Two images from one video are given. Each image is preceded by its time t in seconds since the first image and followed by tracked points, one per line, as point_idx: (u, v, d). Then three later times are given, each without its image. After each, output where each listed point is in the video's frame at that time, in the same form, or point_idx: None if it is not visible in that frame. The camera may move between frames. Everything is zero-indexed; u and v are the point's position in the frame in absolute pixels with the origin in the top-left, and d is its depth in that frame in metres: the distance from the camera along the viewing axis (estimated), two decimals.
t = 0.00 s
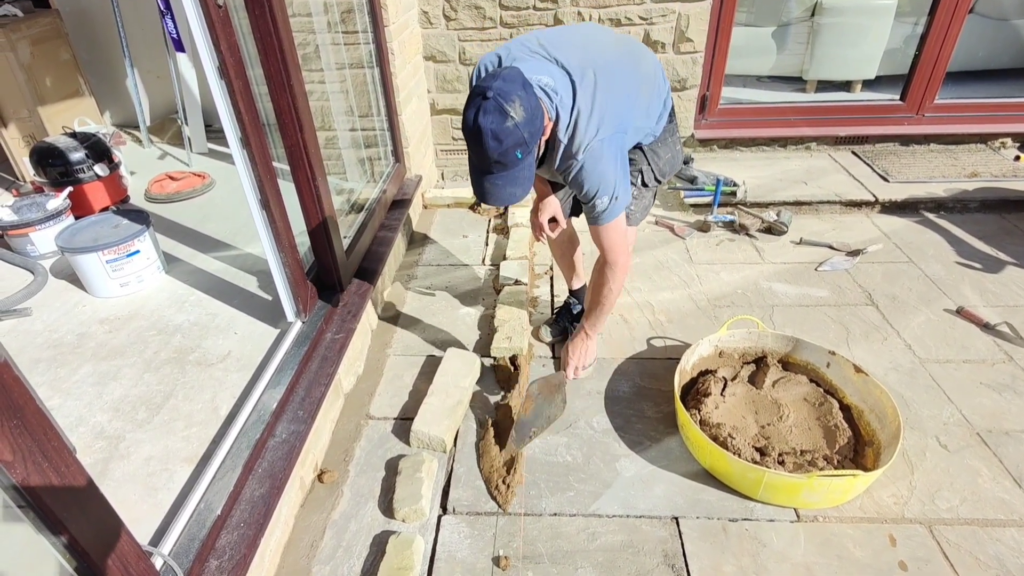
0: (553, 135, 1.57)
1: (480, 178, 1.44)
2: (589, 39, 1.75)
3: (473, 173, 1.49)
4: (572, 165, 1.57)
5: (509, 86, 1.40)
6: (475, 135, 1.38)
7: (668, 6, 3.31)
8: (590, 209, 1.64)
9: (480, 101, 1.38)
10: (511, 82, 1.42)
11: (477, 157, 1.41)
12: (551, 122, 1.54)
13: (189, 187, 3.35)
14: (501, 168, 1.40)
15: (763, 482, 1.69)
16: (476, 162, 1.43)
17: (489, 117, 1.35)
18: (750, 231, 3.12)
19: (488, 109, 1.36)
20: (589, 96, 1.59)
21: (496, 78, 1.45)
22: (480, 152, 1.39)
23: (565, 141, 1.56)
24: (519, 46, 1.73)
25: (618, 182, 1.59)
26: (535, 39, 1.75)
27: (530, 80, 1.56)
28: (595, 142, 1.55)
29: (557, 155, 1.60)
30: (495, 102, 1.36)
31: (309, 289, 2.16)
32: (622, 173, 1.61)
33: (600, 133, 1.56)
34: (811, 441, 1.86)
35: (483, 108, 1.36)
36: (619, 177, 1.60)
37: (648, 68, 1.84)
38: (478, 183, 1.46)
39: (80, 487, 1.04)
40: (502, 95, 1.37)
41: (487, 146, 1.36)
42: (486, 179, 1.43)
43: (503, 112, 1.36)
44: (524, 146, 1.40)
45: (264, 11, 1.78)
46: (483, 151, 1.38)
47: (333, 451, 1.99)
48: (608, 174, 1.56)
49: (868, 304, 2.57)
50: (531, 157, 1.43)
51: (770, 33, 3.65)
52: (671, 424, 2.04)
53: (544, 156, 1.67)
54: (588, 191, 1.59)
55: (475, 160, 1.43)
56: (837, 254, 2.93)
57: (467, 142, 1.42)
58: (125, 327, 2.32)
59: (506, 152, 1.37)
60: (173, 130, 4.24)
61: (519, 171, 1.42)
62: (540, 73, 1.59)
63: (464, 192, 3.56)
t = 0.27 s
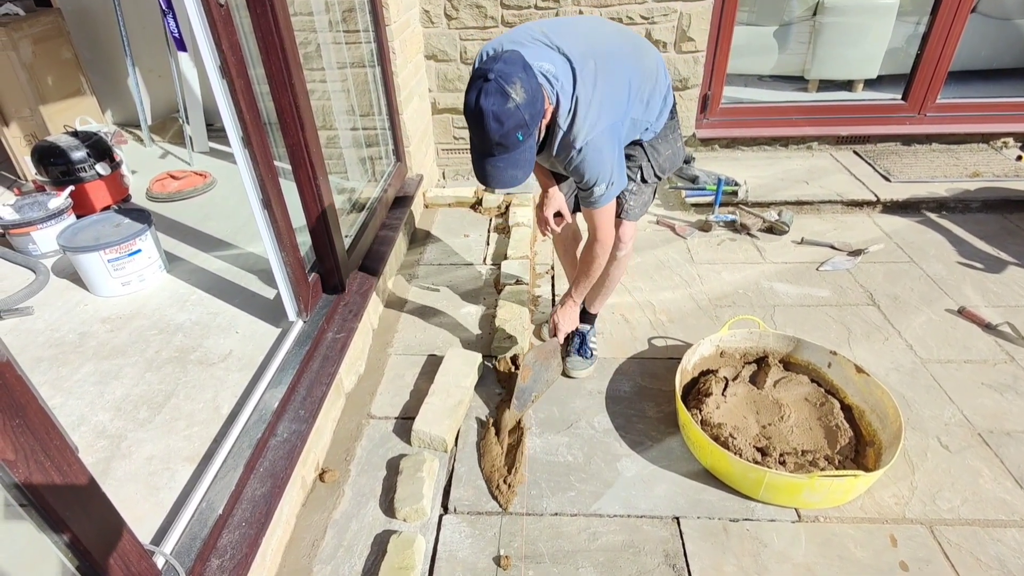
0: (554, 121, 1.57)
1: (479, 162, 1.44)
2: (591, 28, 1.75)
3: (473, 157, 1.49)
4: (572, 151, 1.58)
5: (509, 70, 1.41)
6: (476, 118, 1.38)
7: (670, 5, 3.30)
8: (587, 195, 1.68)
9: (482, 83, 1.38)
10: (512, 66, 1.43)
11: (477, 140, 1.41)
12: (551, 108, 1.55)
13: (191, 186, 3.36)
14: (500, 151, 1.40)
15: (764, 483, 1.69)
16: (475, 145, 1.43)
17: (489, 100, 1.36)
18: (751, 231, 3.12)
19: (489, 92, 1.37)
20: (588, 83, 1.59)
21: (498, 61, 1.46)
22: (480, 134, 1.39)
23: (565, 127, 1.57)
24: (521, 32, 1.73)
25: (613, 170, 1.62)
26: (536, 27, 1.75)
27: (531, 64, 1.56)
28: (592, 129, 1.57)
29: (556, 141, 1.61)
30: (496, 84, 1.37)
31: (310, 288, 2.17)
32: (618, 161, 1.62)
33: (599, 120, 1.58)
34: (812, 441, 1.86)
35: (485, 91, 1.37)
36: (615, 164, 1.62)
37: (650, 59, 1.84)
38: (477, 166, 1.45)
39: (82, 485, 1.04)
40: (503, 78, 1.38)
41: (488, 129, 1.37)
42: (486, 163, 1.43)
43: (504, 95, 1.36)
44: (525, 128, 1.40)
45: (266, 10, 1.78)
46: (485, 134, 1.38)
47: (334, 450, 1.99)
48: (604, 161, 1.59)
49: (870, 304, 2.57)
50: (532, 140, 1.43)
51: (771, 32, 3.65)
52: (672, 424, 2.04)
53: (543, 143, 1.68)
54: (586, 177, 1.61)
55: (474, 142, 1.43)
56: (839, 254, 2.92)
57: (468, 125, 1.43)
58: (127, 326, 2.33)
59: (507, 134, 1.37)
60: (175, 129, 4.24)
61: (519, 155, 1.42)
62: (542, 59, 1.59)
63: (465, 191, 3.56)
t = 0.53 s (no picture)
0: (555, 116, 1.57)
1: (481, 155, 1.44)
2: (593, 25, 1.75)
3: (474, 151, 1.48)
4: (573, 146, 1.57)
5: (511, 64, 1.41)
6: (477, 111, 1.38)
7: (671, 4, 3.30)
8: (588, 190, 1.67)
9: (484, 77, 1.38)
10: (514, 60, 1.43)
11: (478, 133, 1.41)
12: (552, 103, 1.55)
13: (191, 186, 3.36)
14: (502, 145, 1.40)
15: (765, 482, 1.69)
16: (477, 138, 1.42)
17: (491, 93, 1.36)
18: (752, 231, 3.11)
19: (491, 85, 1.37)
20: (589, 78, 1.59)
21: (499, 56, 1.46)
22: (482, 127, 1.39)
23: (565, 123, 1.57)
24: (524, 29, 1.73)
25: (615, 165, 1.61)
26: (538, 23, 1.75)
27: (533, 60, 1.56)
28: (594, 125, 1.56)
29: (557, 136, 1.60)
30: (498, 78, 1.37)
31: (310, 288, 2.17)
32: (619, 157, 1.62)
33: (600, 116, 1.58)
34: (813, 441, 1.86)
35: (486, 84, 1.37)
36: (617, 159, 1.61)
37: (651, 57, 1.84)
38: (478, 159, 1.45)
39: (83, 484, 1.04)
40: (505, 72, 1.38)
41: (489, 122, 1.36)
42: (488, 157, 1.43)
43: (506, 89, 1.36)
44: (526, 122, 1.40)
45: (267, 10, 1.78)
46: (486, 127, 1.38)
47: (334, 449, 1.99)
48: (606, 156, 1.58)
49: (871, 304, 2.56)
50: (533, 134, 1.43)
51: (772, 32, 3.64)
52: (673, 424, 2.04)
53: (544, 137, 1.67)
54: (587, 172, 1.60)
55: (476, 136, 1.42)
56: (840, 254, 2.92)
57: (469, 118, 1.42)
58: (127, 325, 2.33)
59: (508, 127, 1.37)
60: (176, 128, 4.24)
61: (520, 149, 1.42)
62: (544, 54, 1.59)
63: (465, 191, 3.56)
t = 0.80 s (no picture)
0: (562, 106, 1.57)
1: (490, 142, 1.43)
2: (598, 20, 1.75)
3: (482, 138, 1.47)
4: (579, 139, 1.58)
5: (524, 50, 1.41)
6: (489, 97, 1.37)
7: (671, 5, 3.30)
8: (592, 183, 1.67)
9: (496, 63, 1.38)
10: (526, 47, 1.43)
11: (489, 119, 1.40)
12: (560, 93, 1.54)
13: (192, 186, 3.36)
14: (512, 132, 1.39)
15: (765, 484, 1.69)
16: (487, 124, 1.42)
17: (503, 79, 1.36)
18: (753, 231, 3.11)
19: (504, 71, 1.36)
20: (597, 70, 1.59)
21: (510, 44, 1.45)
22: (492, 113, 1.38)
23: (572, 114, 1.57)
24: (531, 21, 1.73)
25: (620, 157, 1.61)
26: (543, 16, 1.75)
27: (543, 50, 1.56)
28: (599, 116, 1.56)
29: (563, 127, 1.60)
30: (512, 63, 1.37)
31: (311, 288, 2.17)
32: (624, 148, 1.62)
33: (606, 108, 1.58)
34: (814, 442, 1.86)
35: (499, 69, 1.37)
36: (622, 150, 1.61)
37: (653, 53, 1.84)
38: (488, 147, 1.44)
39: (83, 484, 1.04)
40: (518, 58, 1.38)
41: (501, 108, 1.36)
42: (497, 143, 1.42)
43: (518, 75, 1.36)
44: (537, 110, 1.40)
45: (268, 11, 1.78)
46: (497, 112, 1.37)
47: (334, 450, 1.99)
48: (611, 148, 1.58)
49: (872, 305, 2.56)
50: (543, 122, 1.43)
51: (773, 32, 3.64)
52: (673, 425, 2.04)
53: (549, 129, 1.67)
54: (592, 163, 1.60)
55: (486, 122, 1.42)
56: (840, 255, 2.92)
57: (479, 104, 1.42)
58: (128, 326, 2.33)
59: (520, 114, 1.37)
60: (176, 129, 4.24)
61: (530, 136, 1.41)
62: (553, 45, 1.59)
63: (466, 191, 3.56)
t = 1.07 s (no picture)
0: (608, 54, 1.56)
1: (563, 89, 1.35)
2: None
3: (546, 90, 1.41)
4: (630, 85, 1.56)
5: None
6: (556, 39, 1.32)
7: (672, 6, 3.30)
8: (645, 128, 1.65)
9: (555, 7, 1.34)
10: None
11: (560, 63, 1.33)
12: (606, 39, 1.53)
13: (192, 187, 3.36)
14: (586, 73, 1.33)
15: (766, 485, 1.69)
16: (554, 72, 1.35)
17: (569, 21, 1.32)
18: (753, 232, 3.12)
19: (567, 11, 1.33)
20: (631, 13, 1.60)
21: None
22: (562, 55, 1.32)
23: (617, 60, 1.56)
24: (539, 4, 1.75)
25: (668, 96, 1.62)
26: None
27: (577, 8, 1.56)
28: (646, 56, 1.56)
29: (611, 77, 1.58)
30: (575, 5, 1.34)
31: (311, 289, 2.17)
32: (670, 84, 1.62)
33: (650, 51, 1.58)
34: (814, 443, 1.86)
35: (561, 12, 1.33)
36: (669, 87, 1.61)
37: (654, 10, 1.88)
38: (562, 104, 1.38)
39: (84, 485, 1.04)
40: None
41: (573, 46, 1.31)
42: (573, 88, 1.34)
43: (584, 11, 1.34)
44: (608, 46, 1.37)
45: (268, 12, 1.78)
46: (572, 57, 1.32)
47: (335, 451, 1.99)
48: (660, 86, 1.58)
49: (872, 306, 2.56)
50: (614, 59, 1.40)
51: (773, 33, 3.64)
52: (674, 426, 2.04)
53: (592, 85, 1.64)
54: (646, 107, 1.59)
55: (553, 71, 1.35)
56: (840, 255, 2.92)
57: (542, 54, 1.36)
58: (129, 327, 2.33)
59: (597, 52, 1.33)
60: (177, 130, 4.24)
61: (605, 74, 1.36)
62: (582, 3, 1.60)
63: (466, 192, 3.56)
